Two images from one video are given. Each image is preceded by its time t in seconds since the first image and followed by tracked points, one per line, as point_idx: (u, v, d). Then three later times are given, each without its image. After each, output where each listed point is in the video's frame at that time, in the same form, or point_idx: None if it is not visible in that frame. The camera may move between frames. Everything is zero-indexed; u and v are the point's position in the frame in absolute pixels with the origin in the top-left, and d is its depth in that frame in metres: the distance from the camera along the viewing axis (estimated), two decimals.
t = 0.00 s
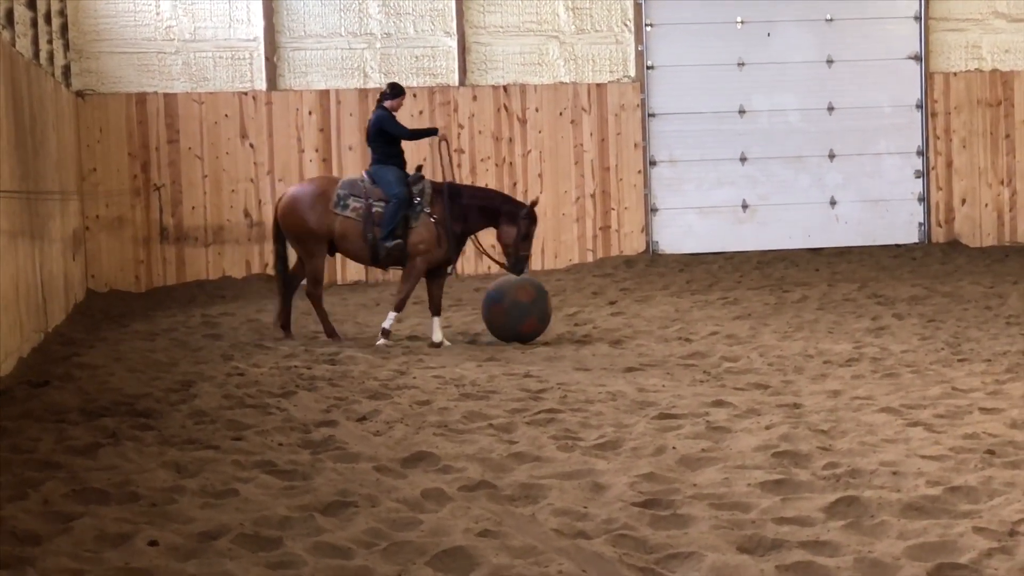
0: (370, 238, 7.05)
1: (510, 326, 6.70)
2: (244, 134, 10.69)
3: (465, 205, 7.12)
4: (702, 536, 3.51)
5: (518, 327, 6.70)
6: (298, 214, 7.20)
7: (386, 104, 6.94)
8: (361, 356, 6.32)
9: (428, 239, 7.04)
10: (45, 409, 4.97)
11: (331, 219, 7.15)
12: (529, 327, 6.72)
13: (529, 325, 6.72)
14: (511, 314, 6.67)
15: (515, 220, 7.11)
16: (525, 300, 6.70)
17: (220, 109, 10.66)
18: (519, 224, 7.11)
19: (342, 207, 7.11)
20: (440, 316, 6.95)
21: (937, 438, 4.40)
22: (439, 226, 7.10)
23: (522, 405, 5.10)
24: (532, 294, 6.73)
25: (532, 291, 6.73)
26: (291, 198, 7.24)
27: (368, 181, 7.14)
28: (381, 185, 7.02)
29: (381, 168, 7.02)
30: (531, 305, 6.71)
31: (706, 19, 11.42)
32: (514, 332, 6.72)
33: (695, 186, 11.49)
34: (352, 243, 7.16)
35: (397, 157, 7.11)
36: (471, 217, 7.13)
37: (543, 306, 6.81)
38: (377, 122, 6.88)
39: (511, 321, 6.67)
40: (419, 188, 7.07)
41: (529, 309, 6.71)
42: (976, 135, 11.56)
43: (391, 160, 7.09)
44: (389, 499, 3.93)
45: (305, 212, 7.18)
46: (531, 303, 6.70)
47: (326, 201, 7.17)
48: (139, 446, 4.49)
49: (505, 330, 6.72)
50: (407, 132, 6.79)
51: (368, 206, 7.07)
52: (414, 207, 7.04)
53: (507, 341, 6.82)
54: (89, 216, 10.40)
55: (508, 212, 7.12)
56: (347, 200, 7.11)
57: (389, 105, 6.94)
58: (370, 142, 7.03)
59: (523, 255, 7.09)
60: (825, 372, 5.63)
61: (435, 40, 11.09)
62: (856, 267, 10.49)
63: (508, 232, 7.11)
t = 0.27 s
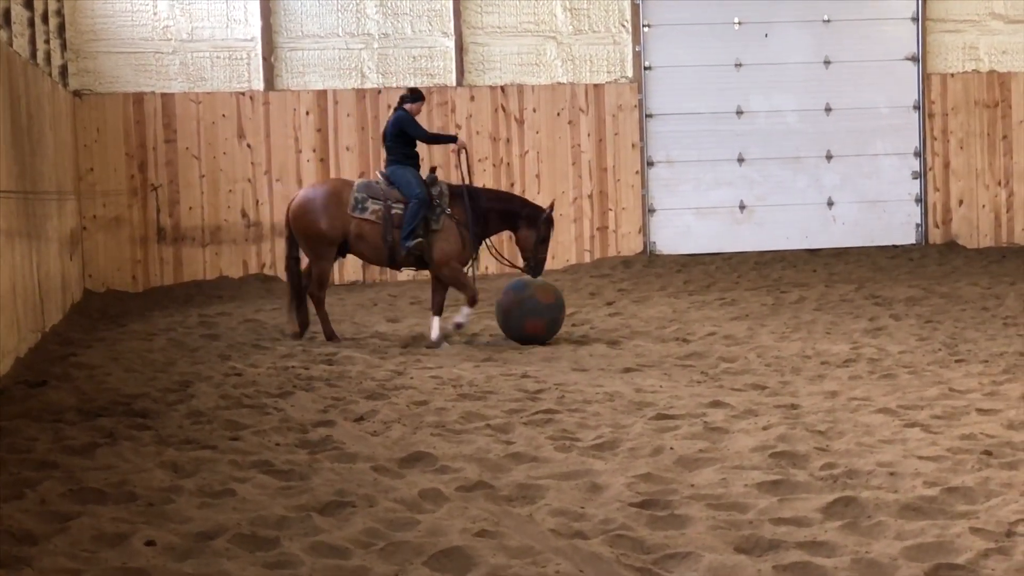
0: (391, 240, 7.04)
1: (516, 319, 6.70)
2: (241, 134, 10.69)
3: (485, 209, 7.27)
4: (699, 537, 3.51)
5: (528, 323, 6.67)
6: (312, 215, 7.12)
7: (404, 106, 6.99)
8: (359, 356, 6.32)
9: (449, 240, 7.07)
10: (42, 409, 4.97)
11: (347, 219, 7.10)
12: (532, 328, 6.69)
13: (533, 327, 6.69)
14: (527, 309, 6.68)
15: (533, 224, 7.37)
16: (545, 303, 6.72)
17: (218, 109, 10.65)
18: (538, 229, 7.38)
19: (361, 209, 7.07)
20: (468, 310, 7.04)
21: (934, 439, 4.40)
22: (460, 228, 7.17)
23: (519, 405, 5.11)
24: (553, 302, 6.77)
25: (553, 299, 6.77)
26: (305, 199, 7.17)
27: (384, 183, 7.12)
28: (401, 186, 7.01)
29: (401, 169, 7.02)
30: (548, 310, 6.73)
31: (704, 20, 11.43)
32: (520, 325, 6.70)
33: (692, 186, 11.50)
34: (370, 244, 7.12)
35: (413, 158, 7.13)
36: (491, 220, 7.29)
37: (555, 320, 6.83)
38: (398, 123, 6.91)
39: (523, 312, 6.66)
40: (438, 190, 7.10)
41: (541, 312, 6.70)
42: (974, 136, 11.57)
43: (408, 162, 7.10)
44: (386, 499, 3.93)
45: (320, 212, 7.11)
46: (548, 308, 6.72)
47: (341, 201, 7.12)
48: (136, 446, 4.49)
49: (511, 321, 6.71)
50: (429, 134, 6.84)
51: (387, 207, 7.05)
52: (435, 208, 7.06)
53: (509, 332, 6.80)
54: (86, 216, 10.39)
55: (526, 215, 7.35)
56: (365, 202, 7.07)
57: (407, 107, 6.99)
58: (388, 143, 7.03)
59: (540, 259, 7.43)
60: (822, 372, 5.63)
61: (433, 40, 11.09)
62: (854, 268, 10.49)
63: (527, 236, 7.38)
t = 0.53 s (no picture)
0: (406, 241, 7.04)
1: (527, 310, 6.71)
2: (238, 134, 10.69)
3: (497, 210, 7.31)
4: (695, 537, 3.52)
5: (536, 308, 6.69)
6: (322, 214, 7.10)
7: (416, 105, 7.00)
8: (355, 356, 6.32)
9: (463, 241, 7.11)
10: (38, 410, 4.96)
11: (357, 219, 7.08)
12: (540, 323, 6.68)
13: (542, 322, 6.69)
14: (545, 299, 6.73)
15: (543, 229, 7.40)
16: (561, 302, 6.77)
17: (214, 109, 10.65)
18: (548, 233, 7.41)
19: (375, 209, 7.04)
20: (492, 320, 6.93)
21: (929, 440, 4.41)
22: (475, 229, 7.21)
23: (515, 406, 5.10)
24: (569, 309, 6.80)
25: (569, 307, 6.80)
26: (315, 198, 7.15)
27: (398, 183, 7.11)
28: (415, 187, 7.00)
29: (414, 170, 7.03)
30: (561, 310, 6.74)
31: (701, 21, 11.43)
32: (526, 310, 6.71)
33: (689, 187, 11.50)
34: (380, 244, 7.09)
35: (425, 158, 7.13)
36: (502, 221, 7.33)
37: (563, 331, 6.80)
38: (411, 123, 6.93)
39: (536, 303, 6.69)
40: (452, 190, 7.12)
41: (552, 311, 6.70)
42: (970, 137, 11.57)
43: (420, 162, 7.11)
44: (383, 499, 3.93)
45: (329, 212, 7.09)
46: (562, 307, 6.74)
47: (352, 201, 7.09)
48: (132, 446, 4.49)
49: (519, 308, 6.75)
50: (444, 134, 6.85)
51: (402, 208, 7.05)
52: (448, 209, 7.08)
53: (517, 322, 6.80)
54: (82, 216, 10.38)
55: (535, 218, 7.39)
56: (380, 202, 7.04)
57: (419, 107, 7.00)
58: (400, 143, 7.04)
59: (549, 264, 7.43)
60: (818, 373, 5.63)
61: (430, 41, 11.09)
62: (850, 269, 10.50)
63: (537, 240, 7.40)
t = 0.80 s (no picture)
0: (420, 241, 7.06)
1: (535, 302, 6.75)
2: (234, 135, 10.69)
3: (508, 211, 7.30)
4: (691, 539, 3.51)
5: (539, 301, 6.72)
6: (333, 214, 7.02)
7: (427, 105, 6.95)
8: (351, 357, 6.32)
9: (476, 241, 7.14)
10: (34, 411, 4.96)
11: (370, 218, 7.03)
12: (544, 316, 6.71)
13: (546, 316, 6.71)
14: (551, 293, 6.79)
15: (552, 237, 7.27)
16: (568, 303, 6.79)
17: (211, 110, 10.65)
18: (555, 241, 7.26)
19: (389, 209, 7.02)
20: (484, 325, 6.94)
21: (925, 442, 4.41)
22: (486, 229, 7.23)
23: (512, 407, 5.10)
24: (574, 312, 6.82)
25: (576, 311, 6.83)
26: (326, 198, 7.07)
27: (411, 183, 7.10)
28: (429, 188, 7.00)
29: (428, 170, 7.02)
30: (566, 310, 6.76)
31: (697, 22, 11.44)
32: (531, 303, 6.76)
33: (685, 188, 11.50)
34: (393, 244, 7.07)
35: (437, 158, 7.11)
36: (513, 222, 7.31)
37: (564, 334, 6.80)
38: (424, 124, 6.90)
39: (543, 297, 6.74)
40: (465, 191, 7.12)
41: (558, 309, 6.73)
42: (967, 138, 11.58)
43: (433, 161, 7.09)
44: (379, 501, 3.93)
45: (341, 212, 7.02)
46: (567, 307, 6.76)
47: (364, 200, 7.05)
48: (128, 447, 4.48)
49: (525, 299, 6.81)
50: (456, 134, 6.83)
51: (416, 208, 7.05)
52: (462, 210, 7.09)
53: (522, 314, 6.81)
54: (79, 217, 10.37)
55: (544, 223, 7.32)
56: (394, 203, 7.02)
57: (431, 106, 6.95)
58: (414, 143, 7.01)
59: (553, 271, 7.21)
60: (815, 374, 5.63)
61: (426, 41, 11.09)
62: (846, 270, 10.50)
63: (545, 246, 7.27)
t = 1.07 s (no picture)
0: (434, 244, 7.08)
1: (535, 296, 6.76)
2: (232, 135, 10.69)
3: (519, 210, 7.29)
4: (689, 539, 3.52)
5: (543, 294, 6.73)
6: (345, 216, 7.04)
7: (441, 108, 6.94)
8: (349, 358, 6.32)
9: (489, 242, 7.17)
10: (31, 411, 4.96)
11: (383, 221, 7.05)
12: (542, 311, 6.70)
13: (544, 311, 6.70)
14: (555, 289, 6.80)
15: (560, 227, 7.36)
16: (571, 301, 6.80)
17: (209, 111, 10.65)
18: (564, 231, 7.36)
19: (403, 211, 7.04)
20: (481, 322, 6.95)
21: (923, 442, 4.41)
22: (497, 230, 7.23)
23: (509, 408, 5.11)
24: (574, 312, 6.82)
25: (576, 311, 6.83)
26: (338, 200, 7.08)
27: (424, 185, 7.12)
28: (442, 190, 7.01)
29: (441, 173, 7.04)
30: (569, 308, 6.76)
31: (695, 23, 11.44)
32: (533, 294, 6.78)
33: (683, 189, 11.50)
34: (405, 247, 7.09)
35: (450, 161, 7.11)
36: (522, 220, 7.31)
37: (562, 332, 6.77)
38: (439, 127, 6.90)
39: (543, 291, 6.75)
40: (478, 192, 7.14)
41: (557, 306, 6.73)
42: (964, 139, 11.59)
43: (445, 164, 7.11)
44: (377, 501, 3.93)
45: (354, 214, 7.04)
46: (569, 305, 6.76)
47: (377, 203, 7.05)
48: (125, 448, 4.48)
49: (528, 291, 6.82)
50: (470, 137, 6.81)
51: (429, 210, 7.08)
52: (475, 211, 7.10)
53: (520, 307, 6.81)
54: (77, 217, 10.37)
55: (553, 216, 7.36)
56: (408, 204, 7.04)
57: (444, 109, 6.94)
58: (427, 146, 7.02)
59: (561, 260, 7.35)
60: (812, 375, 5.63)
61: (424, 42, 11.09)
62: (844, 270, 10.50)
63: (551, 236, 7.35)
